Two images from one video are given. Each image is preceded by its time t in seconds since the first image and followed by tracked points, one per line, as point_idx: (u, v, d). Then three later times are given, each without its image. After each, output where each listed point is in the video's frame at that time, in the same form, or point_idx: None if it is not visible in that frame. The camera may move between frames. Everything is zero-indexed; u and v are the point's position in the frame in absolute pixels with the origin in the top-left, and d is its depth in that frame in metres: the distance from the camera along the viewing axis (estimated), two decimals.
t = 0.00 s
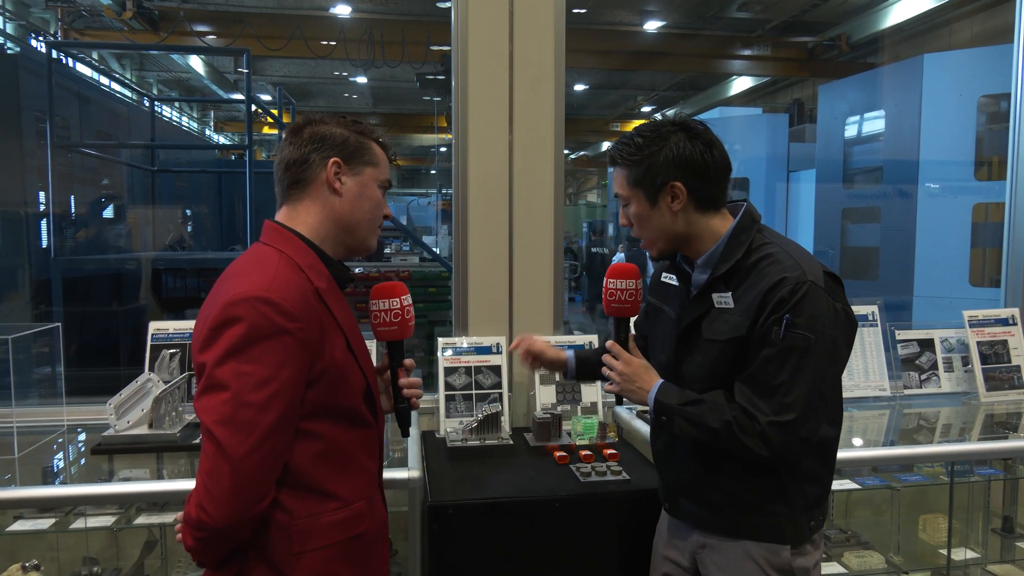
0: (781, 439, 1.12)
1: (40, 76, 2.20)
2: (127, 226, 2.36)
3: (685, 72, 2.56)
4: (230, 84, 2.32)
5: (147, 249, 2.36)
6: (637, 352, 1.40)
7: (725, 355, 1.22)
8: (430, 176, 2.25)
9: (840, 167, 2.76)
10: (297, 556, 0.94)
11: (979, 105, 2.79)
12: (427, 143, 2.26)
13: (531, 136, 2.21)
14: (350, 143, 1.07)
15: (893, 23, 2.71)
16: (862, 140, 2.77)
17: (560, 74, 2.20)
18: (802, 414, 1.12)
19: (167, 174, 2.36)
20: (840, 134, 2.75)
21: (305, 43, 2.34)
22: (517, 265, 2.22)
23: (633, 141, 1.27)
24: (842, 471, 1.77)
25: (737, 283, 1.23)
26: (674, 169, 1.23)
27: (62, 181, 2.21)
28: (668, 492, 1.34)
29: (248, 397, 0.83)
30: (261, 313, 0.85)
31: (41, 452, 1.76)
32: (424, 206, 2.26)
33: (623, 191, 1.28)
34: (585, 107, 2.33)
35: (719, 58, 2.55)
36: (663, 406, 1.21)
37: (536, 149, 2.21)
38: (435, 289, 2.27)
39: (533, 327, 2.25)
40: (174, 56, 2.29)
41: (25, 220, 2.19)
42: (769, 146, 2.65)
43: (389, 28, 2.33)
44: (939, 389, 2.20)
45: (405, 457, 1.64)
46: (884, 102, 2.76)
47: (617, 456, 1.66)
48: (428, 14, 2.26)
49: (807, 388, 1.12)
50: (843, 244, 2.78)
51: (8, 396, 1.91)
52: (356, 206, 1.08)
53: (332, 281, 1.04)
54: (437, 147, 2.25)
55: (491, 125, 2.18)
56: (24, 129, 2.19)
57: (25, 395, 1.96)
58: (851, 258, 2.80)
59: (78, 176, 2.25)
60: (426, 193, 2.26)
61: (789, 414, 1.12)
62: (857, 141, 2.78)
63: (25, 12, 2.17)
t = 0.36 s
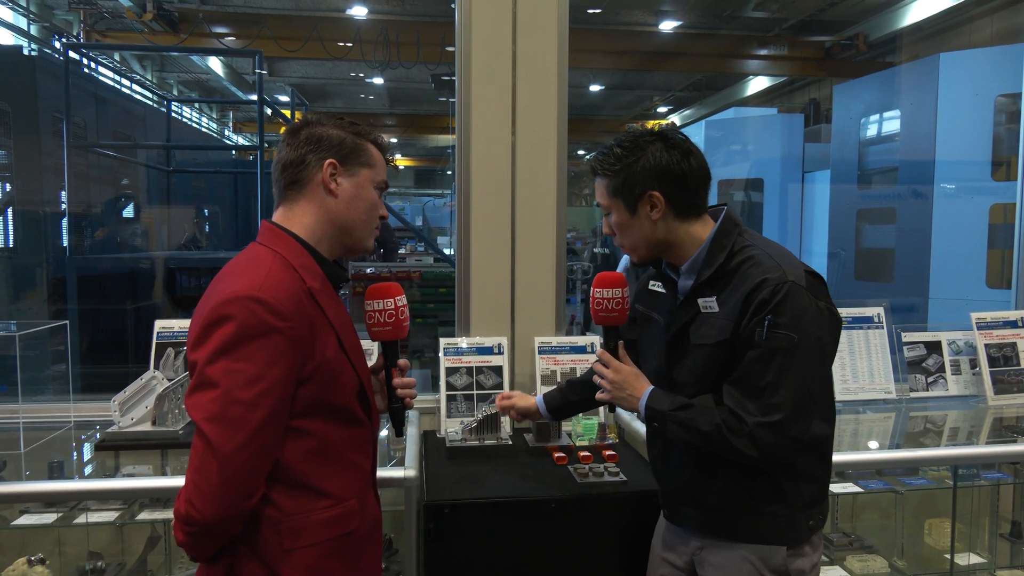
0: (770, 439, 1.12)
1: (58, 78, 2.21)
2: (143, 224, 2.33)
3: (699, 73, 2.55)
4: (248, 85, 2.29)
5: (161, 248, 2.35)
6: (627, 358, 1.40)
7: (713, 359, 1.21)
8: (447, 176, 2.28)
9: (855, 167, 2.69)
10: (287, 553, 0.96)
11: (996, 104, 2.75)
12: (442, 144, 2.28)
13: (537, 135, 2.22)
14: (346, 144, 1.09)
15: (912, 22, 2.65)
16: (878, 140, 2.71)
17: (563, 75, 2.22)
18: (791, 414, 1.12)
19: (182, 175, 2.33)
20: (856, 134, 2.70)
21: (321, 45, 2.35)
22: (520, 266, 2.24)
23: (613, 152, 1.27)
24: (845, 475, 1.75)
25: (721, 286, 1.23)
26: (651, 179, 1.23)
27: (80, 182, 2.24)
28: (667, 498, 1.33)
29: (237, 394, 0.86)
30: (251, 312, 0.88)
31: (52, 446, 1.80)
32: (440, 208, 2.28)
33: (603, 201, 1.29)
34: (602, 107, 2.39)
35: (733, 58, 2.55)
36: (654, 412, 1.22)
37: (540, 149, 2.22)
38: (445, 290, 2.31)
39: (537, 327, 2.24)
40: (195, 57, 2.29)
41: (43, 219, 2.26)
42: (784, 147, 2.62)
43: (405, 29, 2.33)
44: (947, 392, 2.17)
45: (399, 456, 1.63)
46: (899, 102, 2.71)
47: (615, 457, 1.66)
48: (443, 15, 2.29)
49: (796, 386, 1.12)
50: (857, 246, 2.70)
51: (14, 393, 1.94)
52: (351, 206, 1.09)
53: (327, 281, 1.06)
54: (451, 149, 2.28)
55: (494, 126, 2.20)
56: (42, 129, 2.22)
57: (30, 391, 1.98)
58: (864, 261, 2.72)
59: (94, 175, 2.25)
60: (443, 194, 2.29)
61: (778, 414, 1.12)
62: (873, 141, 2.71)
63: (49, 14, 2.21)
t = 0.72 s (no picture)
0: (762, 439, 1.12)
1: (73, 92, 2.29)
2: (157, 237, 2.37)
3: (712, 85, 2.57)
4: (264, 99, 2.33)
5: (172, 259, 2.39)
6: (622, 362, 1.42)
7: (704, 360, 1.22)
8: (453, 189, 2.31)
9: (865, 180, 2.67)
10: (283, 558, 0.98)
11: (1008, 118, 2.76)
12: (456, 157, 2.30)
13: (539, 151, 2.25)
14: (344, 156, 1.12)
15: (925, 35, 2.65)
16: (891, 152, 2.69)
17: (565, 88, 2.26)
18: (782, 415, 1.12)
19: (196, 188, 2.36)
20: (864, 147, 2.68)
21: (335, 59, 2.40)
22: (522, 277, 2.26)
23: (626, 147, 1.28)
24: (848, 487, 1.73)
25: (714, 289, 1.25)
26: (666, 173, 1.25)
27: (95, 194, 2.30)
28: (657, 501, 1.34)
29: (234, 401, 0.89)
30: (249, 321, 0.91)
31: (62, 453, 1.83)
32: (453, 222, 2.28)
33: (612, 194, 1.28)
34: (612, 121, 2.43)
35: (745, 71, 2.57)
36: (647, 413, 1.22)
37: (540, 162, 2.25)
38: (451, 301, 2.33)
39: (540, 339, 2.26)
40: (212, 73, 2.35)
41: (59, 231, 2.32)
42: (795, 160, 2.63)
43: (418, 43, 2.37)
44: (953, 406, 2.15)
45: (397, 467, 1.61)
46: (912, 114, 2.68)
47: (615, 468, 1.67)
48: (456, 31, 2.34)
49: (788, 386, 1.12)
50: (870, 259, 2.68)
51: (25, 402, 1.97)
52: (349, 217, 1.11)
53: (324, 290, 1.09)
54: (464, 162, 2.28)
55: (498, 138, 2.23)
56: (58, 143, 2.29)
57: (40, 400, 2.01)
58: (876, 274, 2.69)
59: (109, 188, 2.31)
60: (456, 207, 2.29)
61: (769, 414, 1.12)
62: (886, 154, 2.69)
63: (70, 31, 2.28)
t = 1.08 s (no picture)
0: (770, 443, 1.12)
1: (86, 95, 2.35)
2: (168, 239, 2.42)
3: (724, 87, 2.56)
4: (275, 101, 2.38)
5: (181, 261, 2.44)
6: (632, 359, 1.43)
7: (716, 360, 1.23)
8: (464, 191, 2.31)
9: (876, 183, 2.65)
10: (285, 556, 0.99)
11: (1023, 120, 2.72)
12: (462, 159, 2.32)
13: (546, 154, 2.26)
14: (349, 156, 1.13)
15: (939, 36, 2.64)
16: (904, 154, 2.67)
17: (573, 91, 2.26)
18: (793, 419, 1.12)
19: (208, 188, 2.41)
20: (876, 149, 2.65)
21: (346, 61, 2.43)
22: (528, 278, 2.26)
23: (643, 144, 1.29)
24: (855, 490, 1.70)
25: (729, 290, 1.25)
26: (685, 168, 1.25)
27: (108, 195, 2.33)
28: (658, 500, 1.35)
29: (236, 399, 0.90)
30: (251, 319, 0.92)
31: (71, 452, 1.86)
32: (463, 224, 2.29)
33: (630, 189, 1.29)
34: (625, 123, 2.46)
35: (757, 73, 2.57)
36: (655, 411, 1.23)
37: (546, 165, 2.26)
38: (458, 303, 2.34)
39: (545, 340, 2.27)
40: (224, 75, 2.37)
41: (70, 232, 2.35)
42: (807, 162, 2.60)
43: (429, 46, 2.38)
44: (961, 409, 2.12)
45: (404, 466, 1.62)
46: (925, 115, 2.68)
47: (620, 470, 1.65)
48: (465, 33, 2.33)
49: (798, 391, 1.12)
50: (880, 261, 2.66)
51: (33, 401, 2.01)
52: (354, 217, 1.13)
53: (327, 290, 1.11)
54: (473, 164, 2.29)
55: (505, 141, 2.24)
56: (72, 143, 2.35)
57: (50, 399, 2.04)
58: (887, 275, 2.67)
59: (122, 189, 2.34)
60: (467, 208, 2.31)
61: (780, 418, 1.12)
62: (899, 155, 2.67)
63: (85, 33, 2.32)
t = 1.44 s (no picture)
0: (758, 442, 1.12)
1: (70, 92, 2.26)
2: (152, 237, 2.37)
3: (709, 89, 2.57)
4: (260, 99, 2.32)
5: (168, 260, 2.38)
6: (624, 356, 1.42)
7: (705, 358, 1.22)
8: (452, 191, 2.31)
9: (862, 184, 2.68)
10: (274, 555, 0.97)
11: (1003, 122, 2.72)
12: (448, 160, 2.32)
13: (535, 155, 2.25)
14: (338, 151, 1.12)
15: (921, 40, 2.67)
16: (887, 157, 2.69)
17: (563, 91, 2.26)
18: (780, 418, 1.12)
19: (193, 187, 2.37)
20: (861, 152, 2.68)
21: (333, 61, 2.41)
22: (517, 278, 2.26)
23: (633, 143, 1.29)
24: (841, 488, 1.73)
25: (720, 288, 1.25)
26: (673, 167, 1.25)
27: (89, 193, 2.30)
28: (648, 496, 1.35)
29: (224, 395, 0.88)
30: (239, 314, 0.91)
31: (52, 452, 1.82)
32: (449, 224, 2.29)
33: (620, 189, 1.29)
34: (611, 124, 2.46)
35: (743, 75, 2.58)
36: (643, 408, 1.23)
37: (534, 165, 2.25)
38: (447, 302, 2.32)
39: (534, 338, 2.27)
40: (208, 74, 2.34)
41: (53, 230, 2.30)
42: (792, 164, 2.63)
43: (417, 46, 2.36)
44: (946, 407, 2.15)
45: (394, 464, 1.60)
46: (909, 118, 2.70)
47: (608, 467, 1.66)
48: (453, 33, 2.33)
49: (786, 389, 1.12)
50: (864, 262, 2.69)
51: (14, 399, 1.96)
52: (343, 212, 1.11)
53: (316, 285, 1.09)
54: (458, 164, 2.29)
55: (494, 140, 2.23)
56: (53, 140, 2.28)
57: (31, 398, 2.00)
58: (872, 276, 2.71)
59: (105, 186, 2.31)
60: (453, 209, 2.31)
61: (768, 416, 1.12)
62: (882, 158, 2.69)
63: (68, 30, 2.27)
